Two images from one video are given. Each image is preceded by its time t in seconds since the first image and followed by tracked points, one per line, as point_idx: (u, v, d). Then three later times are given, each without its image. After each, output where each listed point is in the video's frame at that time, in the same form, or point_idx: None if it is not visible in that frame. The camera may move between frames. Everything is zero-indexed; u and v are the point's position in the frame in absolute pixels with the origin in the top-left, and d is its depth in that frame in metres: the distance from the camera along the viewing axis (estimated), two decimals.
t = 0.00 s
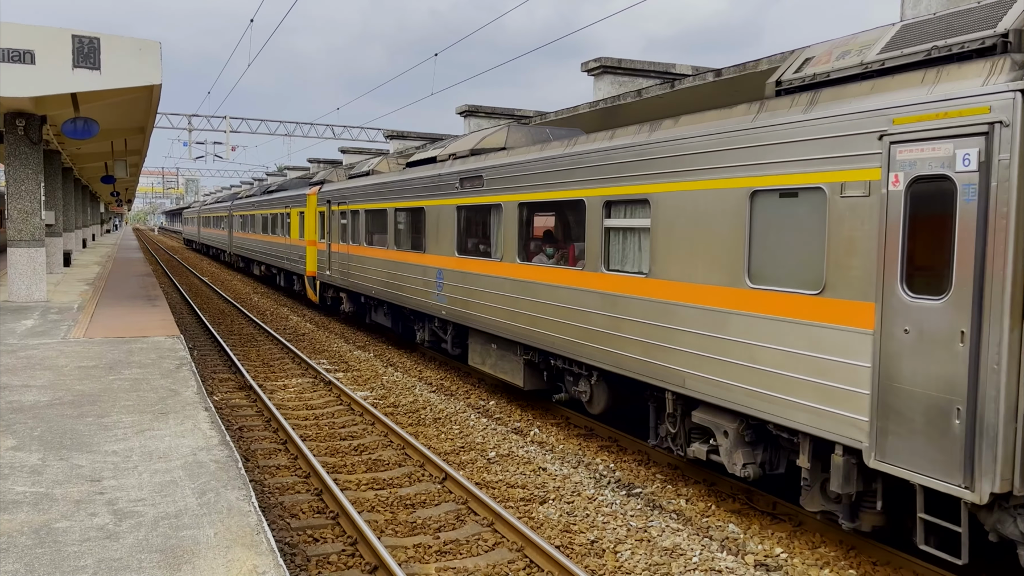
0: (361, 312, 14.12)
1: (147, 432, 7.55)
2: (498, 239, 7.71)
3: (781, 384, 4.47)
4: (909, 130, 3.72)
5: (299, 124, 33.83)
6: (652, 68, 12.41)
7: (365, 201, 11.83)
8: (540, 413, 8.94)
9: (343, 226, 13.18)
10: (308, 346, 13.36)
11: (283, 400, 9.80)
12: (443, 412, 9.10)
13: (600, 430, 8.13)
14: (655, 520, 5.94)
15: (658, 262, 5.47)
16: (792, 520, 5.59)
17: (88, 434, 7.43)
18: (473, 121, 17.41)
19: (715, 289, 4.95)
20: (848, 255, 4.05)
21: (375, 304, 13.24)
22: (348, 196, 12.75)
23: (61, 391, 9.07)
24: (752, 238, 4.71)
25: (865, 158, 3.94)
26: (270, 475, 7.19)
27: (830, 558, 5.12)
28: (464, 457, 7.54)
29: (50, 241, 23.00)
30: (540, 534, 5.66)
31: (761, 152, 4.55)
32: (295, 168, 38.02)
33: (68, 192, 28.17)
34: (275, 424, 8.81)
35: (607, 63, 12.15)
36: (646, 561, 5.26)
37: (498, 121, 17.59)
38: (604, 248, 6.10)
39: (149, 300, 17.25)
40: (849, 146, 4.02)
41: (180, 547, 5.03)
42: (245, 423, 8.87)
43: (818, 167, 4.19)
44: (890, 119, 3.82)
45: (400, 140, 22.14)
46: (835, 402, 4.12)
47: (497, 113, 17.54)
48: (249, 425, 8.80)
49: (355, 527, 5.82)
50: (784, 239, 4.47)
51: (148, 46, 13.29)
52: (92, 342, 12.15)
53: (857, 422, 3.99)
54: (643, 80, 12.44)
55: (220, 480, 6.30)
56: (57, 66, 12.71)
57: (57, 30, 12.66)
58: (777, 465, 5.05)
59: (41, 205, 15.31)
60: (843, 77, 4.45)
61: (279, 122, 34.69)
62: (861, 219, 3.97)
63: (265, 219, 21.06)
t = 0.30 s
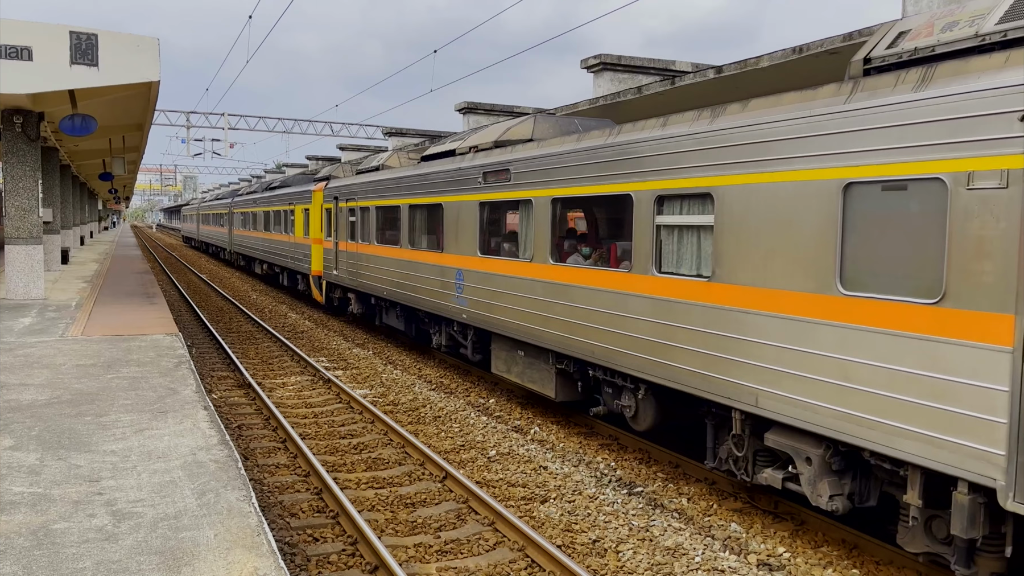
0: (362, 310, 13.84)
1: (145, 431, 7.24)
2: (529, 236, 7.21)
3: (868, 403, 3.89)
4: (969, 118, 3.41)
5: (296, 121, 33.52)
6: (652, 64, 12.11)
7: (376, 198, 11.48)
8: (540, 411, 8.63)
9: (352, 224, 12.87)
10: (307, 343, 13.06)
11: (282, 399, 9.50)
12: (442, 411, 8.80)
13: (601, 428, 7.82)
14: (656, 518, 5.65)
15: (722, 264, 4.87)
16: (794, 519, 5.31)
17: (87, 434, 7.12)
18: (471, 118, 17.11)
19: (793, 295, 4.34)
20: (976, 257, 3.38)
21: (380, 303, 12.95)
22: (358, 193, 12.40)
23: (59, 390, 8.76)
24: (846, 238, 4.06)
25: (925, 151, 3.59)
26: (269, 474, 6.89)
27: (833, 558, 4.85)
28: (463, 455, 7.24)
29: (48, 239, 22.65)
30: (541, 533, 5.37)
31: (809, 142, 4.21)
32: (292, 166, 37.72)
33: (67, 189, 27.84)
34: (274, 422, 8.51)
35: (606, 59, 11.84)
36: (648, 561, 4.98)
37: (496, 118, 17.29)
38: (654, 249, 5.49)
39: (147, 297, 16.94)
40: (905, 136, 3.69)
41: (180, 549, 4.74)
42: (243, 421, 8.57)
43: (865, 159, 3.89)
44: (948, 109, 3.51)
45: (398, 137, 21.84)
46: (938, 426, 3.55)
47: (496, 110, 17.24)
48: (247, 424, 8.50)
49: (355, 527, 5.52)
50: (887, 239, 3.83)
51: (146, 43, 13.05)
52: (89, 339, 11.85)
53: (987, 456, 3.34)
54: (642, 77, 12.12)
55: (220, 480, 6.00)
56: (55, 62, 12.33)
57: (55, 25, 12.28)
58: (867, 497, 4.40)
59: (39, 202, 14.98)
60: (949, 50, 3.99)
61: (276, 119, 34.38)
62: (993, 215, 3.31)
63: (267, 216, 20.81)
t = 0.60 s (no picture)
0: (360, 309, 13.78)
1: (144, 431, 7.16)
2: (564, 236, 6.78)
3: (900, 409, 3.74)
4: (987, 113, 3.36)
5: (295, 119, 33.43)
6: (651, 63, 12.05)
7: (393, 193, 11.20)
8: (539, 410, 8.54)
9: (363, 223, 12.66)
10: (305, 342, 12.98)
11: (281, 398, 9.41)
12: (441, 410, 8.71)
13: (600, 427, 7.75)
14: (656, 518, 5.58)
15: (803, 269, 4.33)
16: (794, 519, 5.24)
17: (85, 434, 7.04)
18: (470, 117, 17.03)
19: (872, 304, 3.89)
20: None
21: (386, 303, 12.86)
22: (371, 190, 12.11)
23: (57, 389, 8.68)
24: (966, 238, 3.50)
25: (948, 147, 3.53)
26: (267, 474, 6.81)
27: (832, 557, 4.77)
28: (462, 455, 7.17)
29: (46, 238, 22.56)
30: (541, 533, 5.30)
31: (827, 139, 4.14)
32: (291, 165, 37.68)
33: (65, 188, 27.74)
34: (273, 421, 8.42)
35: (604, 58, 11.76)
36: (648, 561, 4.90)
37: (495, 117, 17.21)
38: (718, 250, 4.95)
39: (146, 296, 16.88)
40: (924, 132, 3.63)
41: (178, 549, 4.66)
42: (242, 421, 8.49)
43: (958, 150, 3.49)
44: (967, 104, 3.45)
45: (397, 136, 21.76)
46: (975, 434, 3.40)
47: (494, 109, 17.16)
48: (246, 423, 8.42)
49: (354, 526, 5.45)
50: None
51: (144, 41, 12.96)
52: (87, 338, 11.76)
53: None
54: (642, 76, 12.05)
55: (219, 480, 5.92)
56: (52, 60, 12.24)
57: (52, 23, 12.18)
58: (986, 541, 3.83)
59: (36, 201, 14.89)
60: None
61: (274, 118, 34.30)
62: None
63: (266, 215, 20.77)
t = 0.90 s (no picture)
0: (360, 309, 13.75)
1: (141, 431, 7.12)
2: (607, 238, 6.13)
3: (904, 409, 3.71)
4: (987, 111, 3.35)
5: (294, 119, 33.35)
6: (650, 62, 12.03)
7: (390, 194, 11.23)
8: (538, 409, 8.49)
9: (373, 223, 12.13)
10: (304, 342, 12.94)
11: (279, 397, 9.37)
12: (440, 410, 8.67)
13: (599, 427, 7.71)
14: (655, 517, 5.54)
15: (910, 275, 3.72)
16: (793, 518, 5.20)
17: (82, 433, 7.00)
18: (469, 116, 16.99)
19: (940, 311, 3.56)
20: None
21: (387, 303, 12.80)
22: (383, 189, 11.47)
23: (55, 389, 8.64)
24: None
25: (950, 145, 3.50)
26: (266, 474, 6.77)
27: (831, 557, 4.73)
28: (461, 454, 7.13)
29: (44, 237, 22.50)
30: (540, 532, 5.26)
31: (831, 138, 4.09)
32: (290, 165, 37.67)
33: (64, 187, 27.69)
34: (271, 421, 8.38)
35: (603, 58, 11.70)
36: (647, 561, 4.86)
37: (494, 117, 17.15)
38: (802, 254, 4.34)
39: (145, 296, 16.86)
40: (927, 131, 3.60)
41: (175, 549, 4.63)
42: (241, 420, 8.45)
43: None
44: (970, 102, 3.42)
45: (396, 135, 21.69)
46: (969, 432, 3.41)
47: (494, 108, 17.12)
48: (245, 423, 8.38)
49: (353, 526, 5.41)
50: None
51: (142, 40, 12.88)
52: (86, 338, 11.71)
53: None
54: (640, 75, 12.05)
55: (217, 480, 5.88)
56: (50, 59, 12.19)
57: (50, 22, 12.13)
58: None
59: (35, 200, 14.85)
60: None
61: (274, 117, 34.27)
62: None
63: (268, 215, 20.78)
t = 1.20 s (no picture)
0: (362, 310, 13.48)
1: (140, 431, 6.85)
2: (658, 241, 5.43)
3: (967, 424, 3.36)
4: None
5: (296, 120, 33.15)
6: (650, 62, 11.77)
7: (395, 192, 10.96)
8: (536, 410, 8.21)
9: (388, 223, 11.40)
10: (304, 343, 12.66)
11: (279, 398, 9.10)
12: (439, 410, 8.40)
13: (599, 427, 7.44)
14: (655, 517, 5.28)
15: None
16: (794, 519, 4.94)
17: (81, 434, 6.73)
18: (469, 117, 16.73)
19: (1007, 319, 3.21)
20: None
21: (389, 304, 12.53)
22: (401, 189, 10.74)
23: (54, 390, 8.36)
24: None
25: (997, 140, 3.24)
26: (265, 475, 6.51)
27: (833, 558, 4.47)
28: (460, 455, 6.86)
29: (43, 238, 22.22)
30: (539, 533, 5.00)
31: (870, 133, 3.81)
32: (290, 166, 37.42)
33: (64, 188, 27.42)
34: (271, 422, 8.11)
35: (602, 59, 11.45)
36: (647, 561, 4.60)
37: (495, 117, 16.89)
38: (917, 258, 3.64)
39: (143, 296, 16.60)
40: (976, 125, 3.33)
41: (175, 549, 4.36)
42: (240, 421, 8.17)
43: None
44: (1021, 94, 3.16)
45: (396, 136, 21.43)
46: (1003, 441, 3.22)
47: (494, 109, 16.87)
48: (245, 424, 8.11)
49: (352, 526, 5.14)
50: None
51: (142, 40, 12.61)
52: (86, 339, 11.42)
53: None
54: (640, 76, 11.80)
55: (216, 479, 5.62)
56: (49, 60, 11.92)
57: (49, 23, 11.86)
58: None
59: (35, 201, 14.58)
60: None
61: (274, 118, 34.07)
62: None
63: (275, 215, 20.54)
